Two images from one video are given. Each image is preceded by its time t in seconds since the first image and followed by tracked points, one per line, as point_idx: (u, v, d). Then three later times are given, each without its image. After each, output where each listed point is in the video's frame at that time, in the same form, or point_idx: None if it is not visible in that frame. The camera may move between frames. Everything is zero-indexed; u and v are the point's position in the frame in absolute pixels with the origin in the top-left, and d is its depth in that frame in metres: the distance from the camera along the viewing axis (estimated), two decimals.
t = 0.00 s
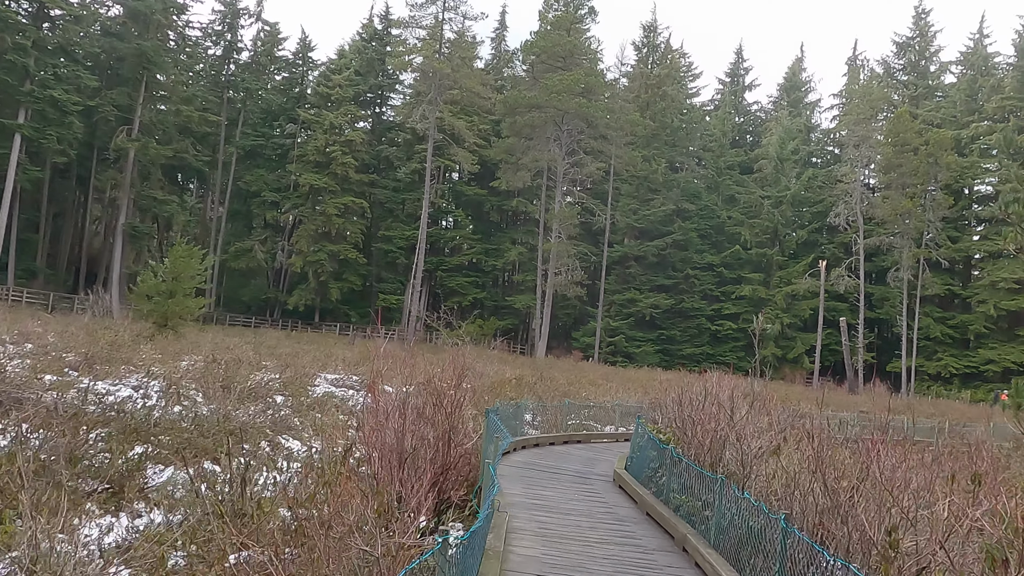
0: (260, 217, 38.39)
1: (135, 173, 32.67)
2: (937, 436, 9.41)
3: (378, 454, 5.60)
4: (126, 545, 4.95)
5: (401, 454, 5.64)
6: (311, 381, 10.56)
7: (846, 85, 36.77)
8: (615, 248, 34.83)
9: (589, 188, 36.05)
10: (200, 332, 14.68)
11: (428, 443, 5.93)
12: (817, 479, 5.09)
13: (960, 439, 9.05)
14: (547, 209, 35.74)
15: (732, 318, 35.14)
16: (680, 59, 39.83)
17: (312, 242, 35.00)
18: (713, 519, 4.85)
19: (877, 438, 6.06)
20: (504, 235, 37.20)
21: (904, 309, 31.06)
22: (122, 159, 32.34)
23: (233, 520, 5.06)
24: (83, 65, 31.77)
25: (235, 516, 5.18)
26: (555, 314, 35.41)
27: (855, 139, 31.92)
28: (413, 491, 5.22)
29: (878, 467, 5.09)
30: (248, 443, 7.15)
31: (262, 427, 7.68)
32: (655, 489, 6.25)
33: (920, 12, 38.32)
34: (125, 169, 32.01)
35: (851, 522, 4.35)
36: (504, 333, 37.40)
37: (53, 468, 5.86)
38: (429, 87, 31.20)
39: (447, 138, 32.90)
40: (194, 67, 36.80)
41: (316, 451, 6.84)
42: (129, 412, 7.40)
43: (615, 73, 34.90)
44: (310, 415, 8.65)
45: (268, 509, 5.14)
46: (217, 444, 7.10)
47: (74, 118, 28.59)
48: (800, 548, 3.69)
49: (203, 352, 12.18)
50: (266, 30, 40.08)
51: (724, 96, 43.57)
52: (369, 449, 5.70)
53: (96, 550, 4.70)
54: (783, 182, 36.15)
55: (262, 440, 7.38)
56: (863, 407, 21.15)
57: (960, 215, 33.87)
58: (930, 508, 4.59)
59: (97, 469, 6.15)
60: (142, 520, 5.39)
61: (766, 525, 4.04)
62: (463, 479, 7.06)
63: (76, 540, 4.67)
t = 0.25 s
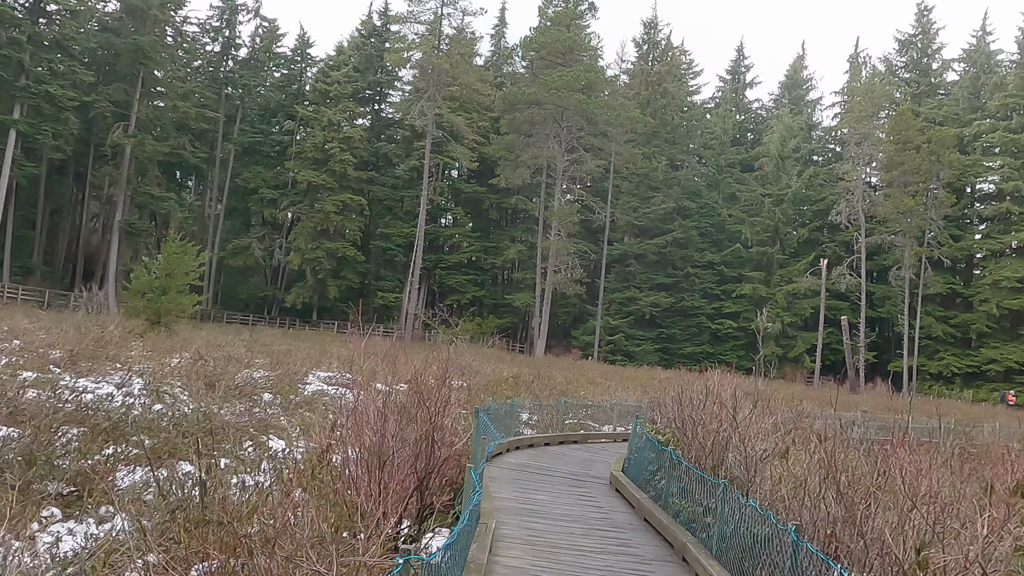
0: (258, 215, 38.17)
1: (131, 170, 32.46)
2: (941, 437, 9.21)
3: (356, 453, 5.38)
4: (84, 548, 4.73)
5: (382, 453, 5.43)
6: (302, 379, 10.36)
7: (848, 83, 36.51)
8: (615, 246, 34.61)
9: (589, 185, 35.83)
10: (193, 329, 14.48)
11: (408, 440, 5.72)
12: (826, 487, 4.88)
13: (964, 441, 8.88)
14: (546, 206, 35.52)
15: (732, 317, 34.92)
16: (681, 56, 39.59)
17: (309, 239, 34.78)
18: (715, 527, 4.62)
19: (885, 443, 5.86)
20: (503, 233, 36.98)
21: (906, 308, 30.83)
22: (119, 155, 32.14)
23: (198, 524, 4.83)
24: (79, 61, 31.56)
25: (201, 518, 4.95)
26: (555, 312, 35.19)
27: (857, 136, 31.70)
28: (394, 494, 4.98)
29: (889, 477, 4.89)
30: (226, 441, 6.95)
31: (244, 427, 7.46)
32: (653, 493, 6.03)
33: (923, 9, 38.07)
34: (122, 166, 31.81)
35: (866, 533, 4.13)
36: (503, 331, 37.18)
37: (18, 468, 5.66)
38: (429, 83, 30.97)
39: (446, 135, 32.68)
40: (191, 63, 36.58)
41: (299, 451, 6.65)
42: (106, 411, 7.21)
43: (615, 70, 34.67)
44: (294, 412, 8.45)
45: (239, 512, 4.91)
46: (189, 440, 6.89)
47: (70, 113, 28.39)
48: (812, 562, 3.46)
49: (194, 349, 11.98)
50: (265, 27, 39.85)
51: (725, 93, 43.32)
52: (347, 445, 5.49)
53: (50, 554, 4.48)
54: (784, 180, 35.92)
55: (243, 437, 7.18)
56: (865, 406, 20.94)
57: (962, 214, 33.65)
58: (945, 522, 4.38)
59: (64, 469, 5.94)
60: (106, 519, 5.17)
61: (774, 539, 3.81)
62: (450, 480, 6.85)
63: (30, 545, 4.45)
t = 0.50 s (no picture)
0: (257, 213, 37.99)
1: (129, 167, 32.28)
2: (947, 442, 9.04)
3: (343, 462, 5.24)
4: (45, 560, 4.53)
5: (364, 459, 5.29)
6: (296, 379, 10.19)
7: (850, 82, 36.27)
8: (616, 245, 34.42)
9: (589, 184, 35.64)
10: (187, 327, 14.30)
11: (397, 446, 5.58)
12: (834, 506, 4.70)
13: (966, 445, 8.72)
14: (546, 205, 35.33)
15: (733, 317, 34.72)
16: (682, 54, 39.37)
17: (308, 237, 34.59)
18: (716, 541, 4.42)
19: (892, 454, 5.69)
20: (503, 232, 36.79)
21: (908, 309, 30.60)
22: (117, 152, 31.97)
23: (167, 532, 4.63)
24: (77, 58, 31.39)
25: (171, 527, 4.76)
26: (554, 312, 34.99)
27: (860, 135, 31.48)
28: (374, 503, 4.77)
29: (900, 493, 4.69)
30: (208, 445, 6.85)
31: (227, 430, 7.29)
32: (650, 502, 5.83)
33: (926, 8, 37.84)
34: (119, 163, 31.63)
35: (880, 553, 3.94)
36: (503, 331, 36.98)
37: None
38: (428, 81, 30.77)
39: (445, 132, 32.47)
40: (190, 61, 36.40)
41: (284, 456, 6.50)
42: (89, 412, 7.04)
43: (616, 68, 34.46)
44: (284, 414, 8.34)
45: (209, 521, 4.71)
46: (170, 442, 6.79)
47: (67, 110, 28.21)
48: None
49: (187, 348, 11.80)
50: (264, 24, 39.66)
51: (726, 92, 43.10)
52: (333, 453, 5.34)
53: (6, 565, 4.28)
54: (785, 179, 35.70)
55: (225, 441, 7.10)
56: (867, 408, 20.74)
57: (965, 214, 33.45)
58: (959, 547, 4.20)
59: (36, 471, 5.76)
60: (82, 529, 5.03)
61: (779, 560, 3.62)
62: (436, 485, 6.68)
63: None
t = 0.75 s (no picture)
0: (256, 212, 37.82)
1: (127, 165, 32.12)
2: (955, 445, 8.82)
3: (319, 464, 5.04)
4: None
5: (340, 460, 5.06)
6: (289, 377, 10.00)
7: (853, 80, 36.01)
8: (617, 245, 34.20)
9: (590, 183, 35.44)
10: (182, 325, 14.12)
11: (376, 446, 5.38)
12: (845, 518, 4.48)
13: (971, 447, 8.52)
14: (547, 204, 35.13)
15: (735, 317, 34.50)
16: (684, 53, 39.16)
17: (307, 236, 34.41)
18: (717, 551, 4.19)
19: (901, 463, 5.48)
20: (504, 232, 36.59)
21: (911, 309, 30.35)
22: (115, 150, 31.81)
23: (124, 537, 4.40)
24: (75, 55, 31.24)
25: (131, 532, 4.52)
26: (555, 311, 34.78)
27: (863, 134, 31.23)
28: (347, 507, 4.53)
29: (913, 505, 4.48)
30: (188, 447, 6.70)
31: (209, 430, 7.13)
32: (648, 508, 5.60)
33: (929, 7, 37.59)
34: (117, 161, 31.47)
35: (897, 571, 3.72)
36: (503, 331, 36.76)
37: None
38: (428, 79, 30.59)
39: (445, 131, 32.26)
40: (189, 58, 36.22)
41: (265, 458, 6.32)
42: (69, 412, 6.84)
43: (617, 66, 34.26)
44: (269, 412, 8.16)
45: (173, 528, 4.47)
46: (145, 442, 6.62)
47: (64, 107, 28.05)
48: None
49: (180, 346, 11.61)
50: (264, 22, 39.49)
51: (728, 91, 42.88)
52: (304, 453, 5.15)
53: None
54: (788, 179, 35.46)
55: (202, 440, 6.96)
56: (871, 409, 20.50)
57: (969, 214, 33.21)
58: (975, 564, 3.99)
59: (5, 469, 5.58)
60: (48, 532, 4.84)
61: (785, 574, 3.39)
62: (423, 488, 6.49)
63: None
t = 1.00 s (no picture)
0: (259, 212, 37.71)
1: (129, 165, 32.02)
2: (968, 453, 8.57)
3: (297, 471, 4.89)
4: None
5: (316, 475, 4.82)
6: (287, 379, 9.81)
7: (860, 80, 35.71)
8: (621, 246, 33.97)
9: (594, 183, 35.23)
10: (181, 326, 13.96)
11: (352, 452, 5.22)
12: (861, 550, 4.26)
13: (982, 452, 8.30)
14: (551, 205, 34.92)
15: (740, 318, 34.23)
16: (689, 52, 38.91)
17: (310, 237, 34.26)
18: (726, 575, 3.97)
19: (917, 482, 5.27)
20: (507, 232, 36.39)
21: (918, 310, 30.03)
22: (117, 150, 31.73)
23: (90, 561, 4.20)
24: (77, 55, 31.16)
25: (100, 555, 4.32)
26: (559, 312, 34.57)
27: (870, 134, 30.95)
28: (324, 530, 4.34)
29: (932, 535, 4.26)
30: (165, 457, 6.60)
31: (194, 442, 7.07)
32: (649, 523, 5.37)
33: (936, 6, 37.27)
34: (120, 161, 31.37)
35: None
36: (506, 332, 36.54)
37: None
38: (431, 79, 30.44)
39: (448, 131, 32.07)
40: (192, 59, 36.12)
41: (246, 466, 6.18)
42: (54, 420, 6.66)
43: (622, 66, 34.04)
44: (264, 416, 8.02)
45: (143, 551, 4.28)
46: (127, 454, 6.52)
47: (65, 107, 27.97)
48: None
49: (176, 348, 11.44)
50: (267, 22, 39.38)
51: (733, 91, 42.62)
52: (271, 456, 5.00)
53: None
54: (794, 179, 35.18)
55: (176, 453, 6.87)
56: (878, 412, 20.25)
57: (977, 214, 32.89)
58: None
59: None
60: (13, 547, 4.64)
61: None
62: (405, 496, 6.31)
63: None
